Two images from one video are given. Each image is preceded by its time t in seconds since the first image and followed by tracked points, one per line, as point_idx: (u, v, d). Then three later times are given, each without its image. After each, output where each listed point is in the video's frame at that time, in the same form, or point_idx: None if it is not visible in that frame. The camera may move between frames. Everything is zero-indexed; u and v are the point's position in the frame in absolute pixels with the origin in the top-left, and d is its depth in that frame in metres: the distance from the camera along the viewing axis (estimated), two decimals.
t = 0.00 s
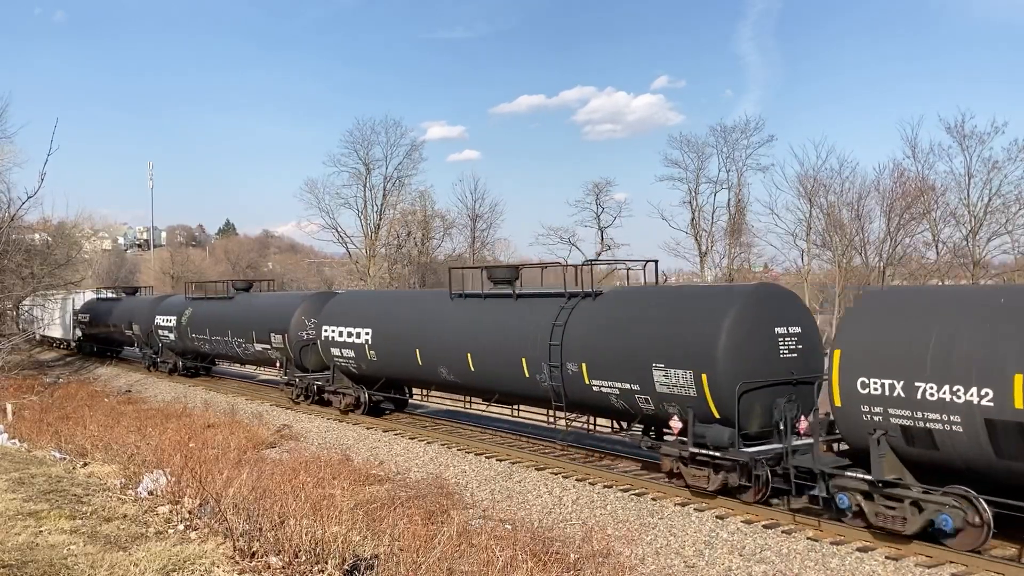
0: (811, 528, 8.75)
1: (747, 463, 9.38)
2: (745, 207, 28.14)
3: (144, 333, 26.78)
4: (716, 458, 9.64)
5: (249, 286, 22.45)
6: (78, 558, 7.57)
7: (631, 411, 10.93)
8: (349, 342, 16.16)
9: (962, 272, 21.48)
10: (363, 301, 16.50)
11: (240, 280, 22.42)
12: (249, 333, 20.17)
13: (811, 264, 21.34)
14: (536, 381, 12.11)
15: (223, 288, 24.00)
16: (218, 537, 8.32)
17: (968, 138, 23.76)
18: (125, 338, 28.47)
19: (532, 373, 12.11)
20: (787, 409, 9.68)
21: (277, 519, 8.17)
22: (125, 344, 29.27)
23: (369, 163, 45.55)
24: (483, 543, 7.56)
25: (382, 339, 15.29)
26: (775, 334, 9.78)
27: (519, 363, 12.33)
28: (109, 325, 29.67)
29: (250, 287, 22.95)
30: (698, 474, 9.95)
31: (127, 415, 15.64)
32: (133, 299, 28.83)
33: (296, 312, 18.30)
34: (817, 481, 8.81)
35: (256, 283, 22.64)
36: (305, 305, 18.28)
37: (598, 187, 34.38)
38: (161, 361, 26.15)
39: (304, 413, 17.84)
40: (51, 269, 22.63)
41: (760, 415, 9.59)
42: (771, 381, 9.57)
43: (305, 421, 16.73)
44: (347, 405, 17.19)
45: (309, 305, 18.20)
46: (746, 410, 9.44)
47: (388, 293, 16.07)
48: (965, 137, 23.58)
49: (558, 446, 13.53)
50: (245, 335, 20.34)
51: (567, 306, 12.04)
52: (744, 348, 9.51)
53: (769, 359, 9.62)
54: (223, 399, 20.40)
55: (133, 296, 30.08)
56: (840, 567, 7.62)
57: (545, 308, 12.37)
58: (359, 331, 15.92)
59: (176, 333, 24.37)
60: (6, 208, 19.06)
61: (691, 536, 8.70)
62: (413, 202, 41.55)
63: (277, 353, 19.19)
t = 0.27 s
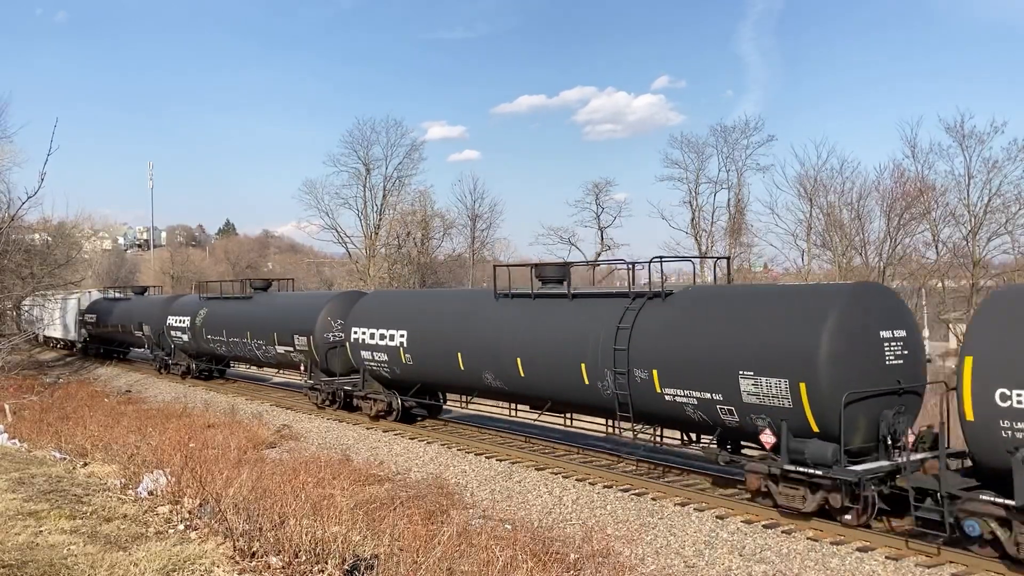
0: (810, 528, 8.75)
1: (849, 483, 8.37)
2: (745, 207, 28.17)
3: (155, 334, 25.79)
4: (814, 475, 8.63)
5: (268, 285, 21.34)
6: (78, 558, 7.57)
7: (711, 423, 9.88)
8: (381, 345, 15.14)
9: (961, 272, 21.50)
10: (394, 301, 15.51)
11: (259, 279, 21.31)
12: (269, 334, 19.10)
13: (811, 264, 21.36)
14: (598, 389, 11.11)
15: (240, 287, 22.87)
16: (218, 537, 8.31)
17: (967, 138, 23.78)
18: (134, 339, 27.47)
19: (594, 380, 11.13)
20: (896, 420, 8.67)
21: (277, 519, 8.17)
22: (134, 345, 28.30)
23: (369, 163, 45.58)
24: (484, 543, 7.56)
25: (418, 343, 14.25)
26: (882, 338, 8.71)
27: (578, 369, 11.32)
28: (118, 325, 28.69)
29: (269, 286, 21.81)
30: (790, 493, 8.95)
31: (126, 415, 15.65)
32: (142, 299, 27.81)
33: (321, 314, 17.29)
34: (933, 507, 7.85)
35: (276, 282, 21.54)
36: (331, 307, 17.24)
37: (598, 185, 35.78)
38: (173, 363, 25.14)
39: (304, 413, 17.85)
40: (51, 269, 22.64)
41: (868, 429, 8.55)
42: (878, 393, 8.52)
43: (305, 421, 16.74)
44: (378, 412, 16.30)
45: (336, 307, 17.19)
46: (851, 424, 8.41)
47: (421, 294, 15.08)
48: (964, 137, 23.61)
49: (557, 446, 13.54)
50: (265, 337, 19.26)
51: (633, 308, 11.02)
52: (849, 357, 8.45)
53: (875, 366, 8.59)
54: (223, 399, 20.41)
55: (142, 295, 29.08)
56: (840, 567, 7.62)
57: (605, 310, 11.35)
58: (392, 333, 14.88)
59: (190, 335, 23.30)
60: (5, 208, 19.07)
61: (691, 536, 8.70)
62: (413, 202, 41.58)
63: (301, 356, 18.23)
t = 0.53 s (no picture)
0: (810, 528, 8.75)
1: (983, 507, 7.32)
2: (745, 207, 28.18)
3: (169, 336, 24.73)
4: (936, 498, 7.56)
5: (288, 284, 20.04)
6: (78, 558, 7.57)
7: (808, 438, 8.84)
8: (419, 348, 14.14)
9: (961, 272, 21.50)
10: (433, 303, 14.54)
11: (279, 278, 20.02)
12: (292, 337, 17.88)
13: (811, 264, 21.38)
14: (671, 398, 10.09)
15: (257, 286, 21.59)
16: (218, 537, 8.32)
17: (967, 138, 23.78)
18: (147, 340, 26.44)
19: (667, 388, 10.06)
20: None
21: (277, 519, 8.17)
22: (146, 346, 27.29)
23: (369, 163, 45.59)
24: (484, 543, 7.56)
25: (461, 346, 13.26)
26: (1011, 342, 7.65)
27: (647, 378, 10.26)
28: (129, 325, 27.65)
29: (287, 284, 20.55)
30: (906, 517, 7.86)
31: (126, 415, 15.66)
32: (154, 299, 26.74)
33: (348, 314, 16.16)
34: None
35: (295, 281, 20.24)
36: (360, 306, 16.10)
37: (598, 185, 35.99)
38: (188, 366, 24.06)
39: (304, 413, 17.85)
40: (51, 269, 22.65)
41: (998, 445, 7.54)
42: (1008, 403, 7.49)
43: (305, 421, 16.74)
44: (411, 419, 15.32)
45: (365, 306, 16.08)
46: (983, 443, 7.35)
47: (463, 294, 14.10)
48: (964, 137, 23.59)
49: (557, 446, 13.54)
50: (287, 339, 18.04)
51: (710, 309, 9.89)
52: (978, 364, 7.38)
53: (1007, 375, 7.55)
54: (223, 399, 20.42)
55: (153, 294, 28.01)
56: (840, 567, 7.61)
57: (678, 312, 10.25)
58: (433, 335, 13.88)
59: (205, 337, 22.13)
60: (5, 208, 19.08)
61: (691, 536, 8.70)
62: (413, 202, 41.60)
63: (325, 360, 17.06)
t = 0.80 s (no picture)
0: (810, 528, 8.75)
1: None
2: (745, 207, 28.17)
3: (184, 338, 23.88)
4: None
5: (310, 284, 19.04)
6: (78, 558, 7.57)
7: (926, 456, 7.75)
8: (461, 352, 13.14)
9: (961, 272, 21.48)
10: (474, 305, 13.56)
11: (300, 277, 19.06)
12: (318, 339, 16.89)
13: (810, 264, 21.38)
14: (759, 409, 9.00)
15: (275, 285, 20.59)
16: (218, 537, 8.32)
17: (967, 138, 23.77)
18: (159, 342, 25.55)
19: (755, 400, 8.97)
20: None
21: (277, 519, 8.18)
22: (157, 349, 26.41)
23: (369, 163, 45.57)
24: (484, 543, 7.56)
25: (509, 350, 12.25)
26: None
27: (731, 385, 9.15)
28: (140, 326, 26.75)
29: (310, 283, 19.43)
30: None
31: (126, 415, 15.66)
32: (167, 298, 25.88)
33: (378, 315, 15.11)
34: None
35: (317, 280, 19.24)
36: (393, 307, 15.06)
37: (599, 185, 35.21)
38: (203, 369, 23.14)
39: (304, 413, 17.85)
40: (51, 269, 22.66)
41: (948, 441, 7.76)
42: None
43: (305, 421, 16.74)
44: (449, 428, 14.31)
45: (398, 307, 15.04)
46: None
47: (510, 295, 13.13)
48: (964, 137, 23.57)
49: (557, 446, 13.54)
50: (313, 341, 17.07)
51: (807, 311, 8.77)
52: None
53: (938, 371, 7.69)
54: (223, 399, 20.42)
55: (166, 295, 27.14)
56: (840, 567, 7.61)
57: (766, 314, 9.15)
58: (475, 338, 12.87)
59: (223, 339, 21.20)
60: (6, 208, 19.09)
61: (691, 536, 8.70)
62: (413, 202, 41.57)
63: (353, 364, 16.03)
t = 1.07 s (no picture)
0: (810, 527, 8.75)
1: None
2: (745, 207, 28.18)
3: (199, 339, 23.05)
4: None
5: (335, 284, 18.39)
6: (78, 558, 7.57)
7: None
8: (511, 356, 12.31)
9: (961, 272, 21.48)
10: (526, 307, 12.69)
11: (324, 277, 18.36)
12: (348, 342, 16.15)
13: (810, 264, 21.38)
14: (868, 422, 8.12)
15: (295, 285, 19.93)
16: (218, 537, 8.32)
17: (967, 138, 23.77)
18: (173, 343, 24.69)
19: (862, 411, 8.11)
20: None
21: (277, 519, 8.18)
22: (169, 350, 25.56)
23: (369, 163, 45.59)
24: (484, 543, 7.56)
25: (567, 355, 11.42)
26: None
27: (835, 398, 8.31)
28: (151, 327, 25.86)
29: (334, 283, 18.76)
30: None
31: (126, 415, 15.66)
32: (178, 298, 25.02)
33: (415, 318, 14.43)
34: None
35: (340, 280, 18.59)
36: (429, 307, 14.45)
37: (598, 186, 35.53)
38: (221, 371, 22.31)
39: (304, 413, 17.85)
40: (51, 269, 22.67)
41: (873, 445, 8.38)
42: None
43: (305, 421, 16.74)
44: (495, 436, 13.38)
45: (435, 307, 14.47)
46: None
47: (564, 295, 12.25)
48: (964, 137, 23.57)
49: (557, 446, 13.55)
50: (342, 344, 16.33)
51: (927, 312, 7.84)
52: None
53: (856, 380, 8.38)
54: (223, 399, 20.42)
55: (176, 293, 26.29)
56: (839, 567, 7.62)
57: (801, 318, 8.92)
58: (529, 342, 12.04)
59: (242, 341, 20.39)
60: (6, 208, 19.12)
61: (691, 536, 8.71)
62: (413, 202, 41.57)
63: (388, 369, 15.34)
